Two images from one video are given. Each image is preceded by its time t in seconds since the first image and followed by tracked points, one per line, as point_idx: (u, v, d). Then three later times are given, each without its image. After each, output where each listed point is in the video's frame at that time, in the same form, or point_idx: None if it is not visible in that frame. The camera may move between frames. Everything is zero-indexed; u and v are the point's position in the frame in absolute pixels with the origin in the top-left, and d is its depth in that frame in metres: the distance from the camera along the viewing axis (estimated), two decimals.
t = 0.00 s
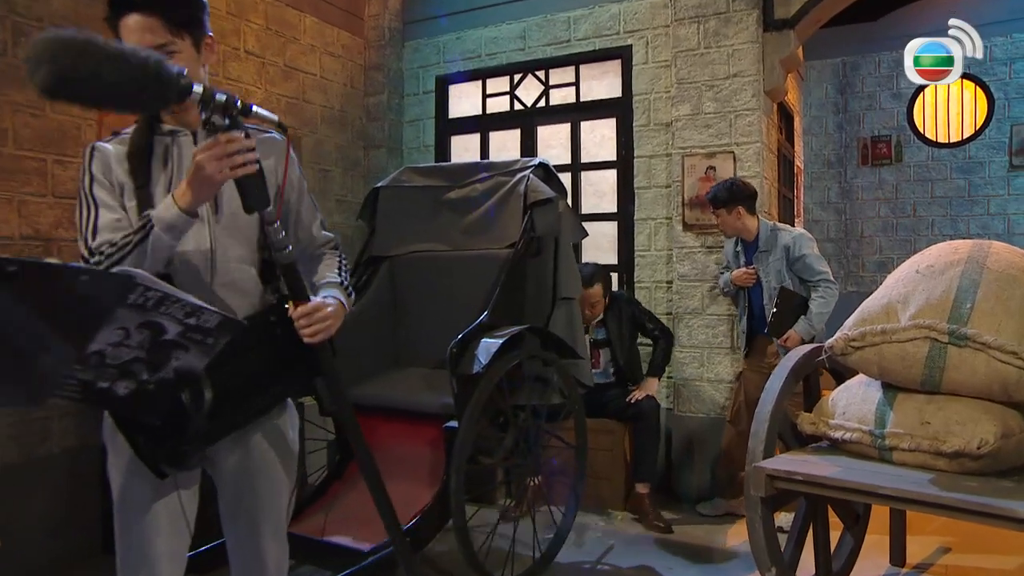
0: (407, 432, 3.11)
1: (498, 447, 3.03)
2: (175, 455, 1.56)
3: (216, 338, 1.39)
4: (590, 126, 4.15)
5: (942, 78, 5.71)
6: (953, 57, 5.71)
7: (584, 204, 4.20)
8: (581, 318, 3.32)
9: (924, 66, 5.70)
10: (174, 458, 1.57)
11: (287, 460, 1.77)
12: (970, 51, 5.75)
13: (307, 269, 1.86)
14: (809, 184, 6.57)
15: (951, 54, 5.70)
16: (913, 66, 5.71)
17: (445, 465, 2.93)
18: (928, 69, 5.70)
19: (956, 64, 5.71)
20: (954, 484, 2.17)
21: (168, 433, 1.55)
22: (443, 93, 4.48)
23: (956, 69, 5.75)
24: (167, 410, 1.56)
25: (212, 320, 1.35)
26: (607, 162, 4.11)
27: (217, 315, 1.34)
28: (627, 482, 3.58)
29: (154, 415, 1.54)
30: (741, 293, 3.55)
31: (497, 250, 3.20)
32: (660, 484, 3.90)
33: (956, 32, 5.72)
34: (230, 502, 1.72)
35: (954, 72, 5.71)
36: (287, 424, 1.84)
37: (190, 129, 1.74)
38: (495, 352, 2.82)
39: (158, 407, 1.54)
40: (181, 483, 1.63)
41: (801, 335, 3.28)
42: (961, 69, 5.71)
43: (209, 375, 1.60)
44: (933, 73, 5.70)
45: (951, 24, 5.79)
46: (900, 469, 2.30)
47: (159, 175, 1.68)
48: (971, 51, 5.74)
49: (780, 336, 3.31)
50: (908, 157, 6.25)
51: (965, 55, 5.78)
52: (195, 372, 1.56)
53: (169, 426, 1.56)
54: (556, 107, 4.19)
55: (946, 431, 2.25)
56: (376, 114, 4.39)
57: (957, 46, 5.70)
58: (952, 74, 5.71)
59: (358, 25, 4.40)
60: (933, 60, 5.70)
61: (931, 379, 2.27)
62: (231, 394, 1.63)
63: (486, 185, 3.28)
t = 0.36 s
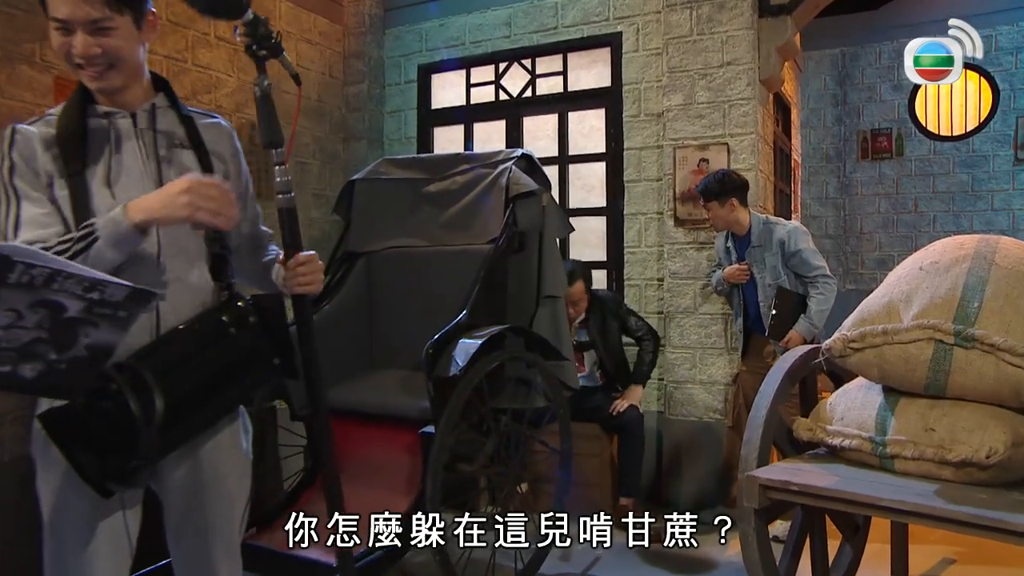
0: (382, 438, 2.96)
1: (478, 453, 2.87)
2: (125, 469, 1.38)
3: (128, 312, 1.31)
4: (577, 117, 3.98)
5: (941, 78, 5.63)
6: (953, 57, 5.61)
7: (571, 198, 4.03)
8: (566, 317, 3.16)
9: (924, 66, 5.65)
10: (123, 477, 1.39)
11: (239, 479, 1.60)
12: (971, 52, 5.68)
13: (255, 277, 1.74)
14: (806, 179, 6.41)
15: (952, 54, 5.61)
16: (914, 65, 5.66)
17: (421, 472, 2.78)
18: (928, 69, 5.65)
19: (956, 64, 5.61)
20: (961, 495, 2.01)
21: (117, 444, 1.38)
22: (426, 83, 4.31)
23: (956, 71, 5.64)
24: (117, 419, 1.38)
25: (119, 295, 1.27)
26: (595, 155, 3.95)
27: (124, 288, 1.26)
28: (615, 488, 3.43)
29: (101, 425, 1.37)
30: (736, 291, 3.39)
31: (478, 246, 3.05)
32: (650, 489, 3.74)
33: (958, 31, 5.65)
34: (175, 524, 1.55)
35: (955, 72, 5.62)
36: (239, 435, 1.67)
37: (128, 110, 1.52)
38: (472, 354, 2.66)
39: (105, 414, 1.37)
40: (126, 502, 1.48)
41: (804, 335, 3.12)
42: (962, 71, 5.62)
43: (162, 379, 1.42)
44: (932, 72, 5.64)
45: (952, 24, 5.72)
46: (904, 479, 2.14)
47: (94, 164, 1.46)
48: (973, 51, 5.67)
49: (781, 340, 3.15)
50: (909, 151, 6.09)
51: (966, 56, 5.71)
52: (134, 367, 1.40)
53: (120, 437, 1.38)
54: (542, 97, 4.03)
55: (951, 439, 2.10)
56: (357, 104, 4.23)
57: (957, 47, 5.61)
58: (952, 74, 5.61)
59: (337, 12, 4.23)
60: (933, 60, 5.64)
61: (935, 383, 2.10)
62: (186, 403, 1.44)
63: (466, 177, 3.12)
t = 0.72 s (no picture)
0: (353, 444, 2.83)
1: (453, 460, 2.74)
2: (59, 493, 1.23)
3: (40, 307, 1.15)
4: (560, 110, 3.86)
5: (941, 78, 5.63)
6: (953, 57, 5.58)
7: (554, 194, 3.90)
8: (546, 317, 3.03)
9: (923, 67, 5.64)
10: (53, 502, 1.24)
11: (185, 493, 1.44)
12: (970, 52, 5.59)
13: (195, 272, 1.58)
14: (796, 175, 6.30)
15: (952, 54, 5.59)
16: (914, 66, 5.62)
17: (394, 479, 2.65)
18: (927, 69, 5.64)
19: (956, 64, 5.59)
20: (959, 506, 1.89)
21: (50, 464, 1.24)
22: (405, 75, 4.18)
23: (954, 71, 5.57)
24: (46, 438, 1.24)
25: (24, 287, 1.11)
26: (578, 149, 3.83)
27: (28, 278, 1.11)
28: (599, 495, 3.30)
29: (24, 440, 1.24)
30: (722, 290, 3.27)
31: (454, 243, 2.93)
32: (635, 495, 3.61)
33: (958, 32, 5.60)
34: (109, 554, 1.37)
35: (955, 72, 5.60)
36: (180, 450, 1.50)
37: (48, 89, 1.36)
38: (445, 355, 2.53)
39: (30, 433, 1.24)
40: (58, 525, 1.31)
41: (795, 335, 3.00)
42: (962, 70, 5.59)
43: (98, 387, 1.30)
44: (932, 73, 5.64)
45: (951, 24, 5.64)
46: (897, 489, 2.02)
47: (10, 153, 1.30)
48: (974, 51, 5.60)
49: (770, 342, 3.03)
50: (901, 147, 5.98)
51: (965, 56, 5.63)
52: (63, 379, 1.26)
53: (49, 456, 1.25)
54: (524, 89, 3.90)
55: (947, 446, 1.98)
56: (332, 96, 4.10)
57: (958, 46, 5.58)
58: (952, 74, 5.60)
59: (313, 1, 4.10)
60: (933, 60, 5.64)
61: (931, 387, 1.94)
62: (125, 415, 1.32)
63: (442, 171, 3.00)
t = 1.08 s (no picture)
0: (322, 451, 2.71)
1: (428, 466, 2.62)
2: None
3: None
4: (543, 103, 3.74)
5: (941, 79, 5.56)
6: (953, 56, 5.50)
7: (536, 190, 3.79)
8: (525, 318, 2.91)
9: (924, 66, 5.55)
10: None
11: (111, 510, 1.32)
12: (971, 52, 5.52)
13: (122, 258, 1.49)
14: (786, 172, 6.19)
15: (952, 54, 5.50)
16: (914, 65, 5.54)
17: (364, 488, 2.54)
18: (927, 69, 5.55)
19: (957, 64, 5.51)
20: (954, 519, 1.77)
21: None
22: (383, 67, 4.06)
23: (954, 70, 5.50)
24: None
25: None
26: (561, 143, 3.71)
27: None
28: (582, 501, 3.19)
29: None
30: (710, 289, 3.15)
31: (429, 240, 2.81)
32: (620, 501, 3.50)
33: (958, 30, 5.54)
34: None
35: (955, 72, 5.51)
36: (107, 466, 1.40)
37: None
38: (419, 355, 2.40)
39: None
40: None
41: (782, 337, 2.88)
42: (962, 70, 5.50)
43: None
44: (931, 72, 5.56)
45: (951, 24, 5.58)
46: (889, 499, 1.89)
47: None
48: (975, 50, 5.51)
49: (757, 341, 2.92)
50: (893, 143, 5.88)
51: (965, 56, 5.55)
52: None
53: None
54: (505, 82, 3.78)
55: (942, 454, 1.86)
56: (308, 89, 3.98)
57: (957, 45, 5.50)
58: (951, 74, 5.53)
59: None
60: (932, 59, 5.54)
61: (924, 394, 1.80)
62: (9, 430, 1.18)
63: (417, 165, 2.88)
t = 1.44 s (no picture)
0: (288, 455, 2.59)
1: (397, 470, 2.52)
2: None
3: None
4: (521, 95, 3.64)
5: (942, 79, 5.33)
6: (953, 57, 5.32)
7: (514, 184, 3.68)
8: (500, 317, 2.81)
9: (924, 67, 5.36)
10: None
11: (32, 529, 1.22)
12: (971, 52, 5.44)
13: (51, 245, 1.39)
14: (770, 168, 6.11)
15: (951, 54, 5.32)
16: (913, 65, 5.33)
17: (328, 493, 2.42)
18: (927, 69, 5.35)
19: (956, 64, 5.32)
20: (942, 527, 1.63)
21: None
22: (356, 58, 3.95)
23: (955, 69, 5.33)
24: None
25: None
26: (540, 136, 3.61)
27: None
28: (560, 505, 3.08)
29: None
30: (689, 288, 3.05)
31: (398, 235, 2.70)
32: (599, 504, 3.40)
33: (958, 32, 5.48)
34: None
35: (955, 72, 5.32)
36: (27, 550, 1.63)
37: None
38: (385, 356, 2.29)
39: None
40: None
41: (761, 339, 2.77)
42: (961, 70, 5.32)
43: None
44: (932, 72, 5.34)
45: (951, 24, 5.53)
46: (874, 506, 1.75)
47: None
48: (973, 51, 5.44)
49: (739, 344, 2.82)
50: (879, 138, 5.81)
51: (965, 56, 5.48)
52: None
53: None
54: (482, 73, 3.67)
55: (929, 458, 1.72)
56: (279, 81, 3.88)
57: (959, 44, 5.39)
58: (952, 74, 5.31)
59: None
60: (933, 59, 5.33)
61: (912, 396, 1.70)
62: None
63: (387, 157, 2.77)
